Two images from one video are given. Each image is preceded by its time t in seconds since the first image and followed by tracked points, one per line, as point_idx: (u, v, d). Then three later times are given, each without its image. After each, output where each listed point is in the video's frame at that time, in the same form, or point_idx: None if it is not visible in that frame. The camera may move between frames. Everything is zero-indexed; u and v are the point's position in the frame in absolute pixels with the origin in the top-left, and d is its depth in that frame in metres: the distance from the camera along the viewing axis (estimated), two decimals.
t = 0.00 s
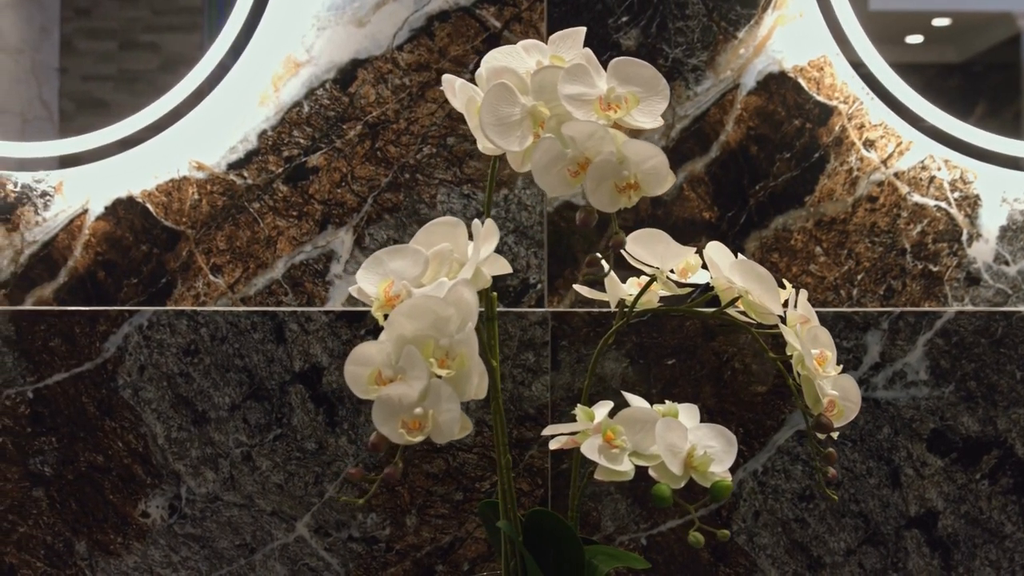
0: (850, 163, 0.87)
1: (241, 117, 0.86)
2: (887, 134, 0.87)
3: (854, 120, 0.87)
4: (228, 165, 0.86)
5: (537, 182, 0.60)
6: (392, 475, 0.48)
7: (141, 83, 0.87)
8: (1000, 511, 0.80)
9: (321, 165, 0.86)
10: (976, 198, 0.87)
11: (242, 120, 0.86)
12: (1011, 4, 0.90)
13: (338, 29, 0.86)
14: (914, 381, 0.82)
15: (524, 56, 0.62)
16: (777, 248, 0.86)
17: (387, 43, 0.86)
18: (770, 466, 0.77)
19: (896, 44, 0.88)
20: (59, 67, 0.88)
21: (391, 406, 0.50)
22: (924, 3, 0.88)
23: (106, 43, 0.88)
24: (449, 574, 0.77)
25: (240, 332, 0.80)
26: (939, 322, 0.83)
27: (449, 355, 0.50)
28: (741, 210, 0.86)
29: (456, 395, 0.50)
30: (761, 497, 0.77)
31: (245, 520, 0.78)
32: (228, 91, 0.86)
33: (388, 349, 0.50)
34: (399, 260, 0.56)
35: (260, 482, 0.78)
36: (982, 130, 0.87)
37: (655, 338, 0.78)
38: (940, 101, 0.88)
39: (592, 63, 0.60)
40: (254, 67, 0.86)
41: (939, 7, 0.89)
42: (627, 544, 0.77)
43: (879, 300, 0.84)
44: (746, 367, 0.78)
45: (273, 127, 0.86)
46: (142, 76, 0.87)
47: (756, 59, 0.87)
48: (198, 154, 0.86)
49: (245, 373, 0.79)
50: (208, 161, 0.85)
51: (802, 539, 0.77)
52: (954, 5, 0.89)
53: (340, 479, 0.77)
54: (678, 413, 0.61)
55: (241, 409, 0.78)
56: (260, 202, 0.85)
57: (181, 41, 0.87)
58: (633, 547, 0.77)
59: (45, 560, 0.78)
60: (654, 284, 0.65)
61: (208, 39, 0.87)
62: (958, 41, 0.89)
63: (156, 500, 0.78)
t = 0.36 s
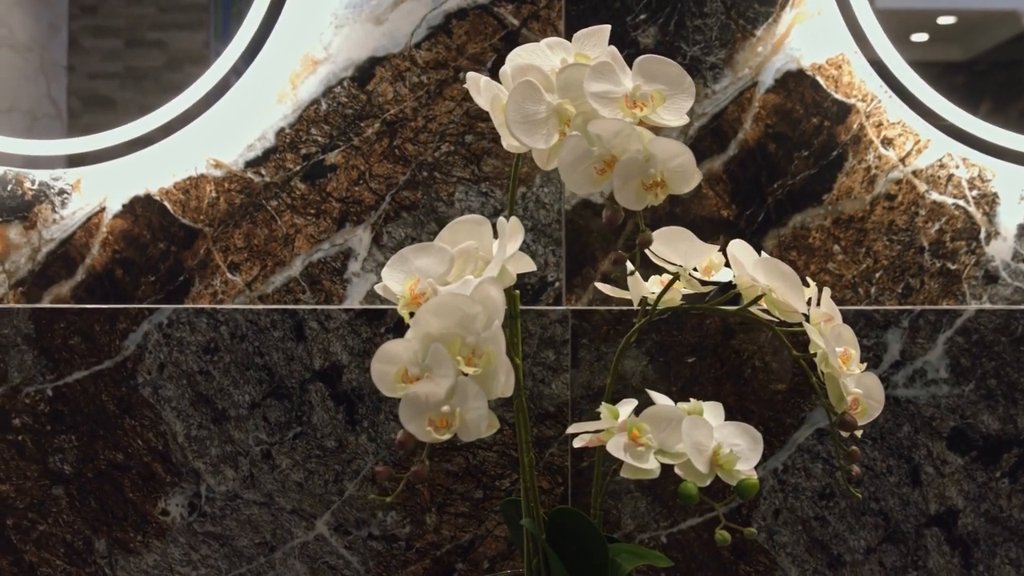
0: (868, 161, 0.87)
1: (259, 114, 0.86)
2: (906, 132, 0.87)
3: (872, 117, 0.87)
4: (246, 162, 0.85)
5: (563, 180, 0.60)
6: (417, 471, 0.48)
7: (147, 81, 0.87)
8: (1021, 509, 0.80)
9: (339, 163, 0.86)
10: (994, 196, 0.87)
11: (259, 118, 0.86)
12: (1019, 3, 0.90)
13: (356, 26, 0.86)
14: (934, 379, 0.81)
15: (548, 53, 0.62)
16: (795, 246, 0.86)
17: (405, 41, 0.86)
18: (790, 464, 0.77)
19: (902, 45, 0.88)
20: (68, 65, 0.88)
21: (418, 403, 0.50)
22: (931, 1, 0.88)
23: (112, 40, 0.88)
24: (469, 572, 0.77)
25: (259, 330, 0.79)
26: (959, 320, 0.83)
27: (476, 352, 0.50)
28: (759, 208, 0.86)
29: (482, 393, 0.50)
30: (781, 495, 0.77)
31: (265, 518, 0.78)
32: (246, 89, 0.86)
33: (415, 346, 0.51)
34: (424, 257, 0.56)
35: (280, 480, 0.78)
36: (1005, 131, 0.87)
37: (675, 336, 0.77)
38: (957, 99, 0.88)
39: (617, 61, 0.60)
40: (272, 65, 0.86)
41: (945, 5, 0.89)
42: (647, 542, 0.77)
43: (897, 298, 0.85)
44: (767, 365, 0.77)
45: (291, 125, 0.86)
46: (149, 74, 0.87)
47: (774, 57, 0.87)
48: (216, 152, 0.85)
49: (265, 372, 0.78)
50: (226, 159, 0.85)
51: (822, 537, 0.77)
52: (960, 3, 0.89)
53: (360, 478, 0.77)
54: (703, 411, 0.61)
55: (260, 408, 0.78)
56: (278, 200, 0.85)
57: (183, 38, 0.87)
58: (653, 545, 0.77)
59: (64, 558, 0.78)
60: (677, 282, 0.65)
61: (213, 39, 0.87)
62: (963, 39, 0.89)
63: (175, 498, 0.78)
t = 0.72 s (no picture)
0: (884, 157, 0.87)
1: (276, 111, 0.85)
2: (922, 128, 0.87)
3: (889, 114, 0.87)
4: (262, 159, 0.85)
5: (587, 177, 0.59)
6: (444, 468, 0.45)
7: (153, 78, 0.86)
8: None
9: (355, 160, 0.85)
10: (1011, 193, 0.87)
11: (274, 115, 0.85)
12: None
13: (373, 22, 0.86)
14: (953, 376, 0.82)
15: (570, 50, 0.60)
16: (812, 243, 0.86)
17: (421, 37, 0.86)
18: (808, 461, 0.78)
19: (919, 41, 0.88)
20: (74, 62, 0.87)
21: (441, 400, 0.47)
22: None
23: (118, 37, 0.87)
24: (487, 569, 0.77)
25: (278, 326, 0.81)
26: (977, 317, 0.84)
27: (501, 349, 0.48)
28: (775, 205, 0.86)
29: (508, 389, 0.48)
30: (799, 492, 0.78)
31: (283, 515, 0.79)
32: (263, 86, 0.85)
33: (439, 342, 0.49)
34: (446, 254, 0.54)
35: (298, 477, 0.79)
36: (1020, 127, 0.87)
37: (693, 333, 0.78)
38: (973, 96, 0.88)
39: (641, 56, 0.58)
40: (288, 61, 0.86)
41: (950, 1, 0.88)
42: (665, 539, 0.77)
43: (913, 295, 0.84)
44: (785, 362, 0.78)
45: (307, 121, 0.85)
46: (155, 70, 0.86)
47: (791, 54, 0.87)
48: (233, 148, 0.85)
49: (283, 368, 0.80)
50: (242, 156, 0.85)
51: (840, 534, 0.78)
52: None
53: (380, 474, 0.78)
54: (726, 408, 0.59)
55: (279, 405, 0.79)
56: (295, 196, 0.85)
57: (190, 34, 0.87)
58: (672, 542, 0.77)
59: (82, 555, 0.79)
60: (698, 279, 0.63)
61: (219, 34, 0.86)
62: (968, 37, 0.89)
63: (193, 495, 0.79)
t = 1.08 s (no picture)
0: (903, 152, 0.86)
1: (294, 105, 0.85)
2: (941, 123, 0.87)
3: (908, 109, 0.86)
4: (280, 153, 0.85)
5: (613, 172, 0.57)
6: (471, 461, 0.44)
7: (160, 73, 0.86)
8: None
9: (373, 154, 0.85)
10: None
11: (293, 110, 0.85)
12: None
13: (391, 16, 0.86)
14: (973, 371, 0.82)
15: (596, 44, 0.58)
16: (830, 238, 0.86)
17: (439, 31, 0.86)
18: (828, 456, 0.78)
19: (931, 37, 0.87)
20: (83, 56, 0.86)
21: (468, 395, 0.47)
22: None
23: (124, 31, 0.87)
24: (507, 563, 0.78)
25: (298, 321, 0.81)
26: (997, 312, 0.84)
27: (527, 344, 0.48)
28: (794, 199, 0.86)
29: (536, 384, 0.47)
30: (820, 486, 0.78)
31: (303, 509, 0.79)
32: (281, 80, 0.85)
33: (465, 336, 0.48)
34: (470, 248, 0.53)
35: (318, 471, 0.79)
36: None
37: (714, 327, 0.78)
38: (992, 90, 0.87)
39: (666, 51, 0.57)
40: (307, 56, 0.85)
41: None
42: (685, 534, 0.77)
43: (931, 289, 0.84)
44: (806, 356, 0.78)
45: (325, 115, 0.85)
46: (162, 65, 0.86)
47: (809, 48, 0.87)
48: (250, 143, 0.85)
49: (302, 362, 0.80)
50: (260, 150, 0.85)
51: (860, 529, 0.78)
52: None
53: (399, 469, 0.78)
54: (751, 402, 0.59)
55: (299, 399, 0.80)
56: (313, 191, 0.85)
57: (197, 29, 0.86)
58: (692, 537, 0.77)
59: (102, 549, 0.80)
60: (721, 274, 0.62)
61: (225, 30, 0.86)
62: (975, 32, 0.88)
63: (213, 490, 0.80)
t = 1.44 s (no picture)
0: (921, 149, 0.86)
1: (312, 102, 0.85)
2: (959, 120, 0.87)
3: (925, 106, 0.86)
4: (297, 150, 0.85)
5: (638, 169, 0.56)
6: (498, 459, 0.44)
7: (167, 70, 0.85)
8: None
9: (391, 151, 0.85)
10: None
11: (310, 107, 0.85)
12: None
13: (408, 14, 0.85)
14: (992, 368, 0.82)
15: (619, 41, 0.58)
16: (848, 235, 0.86)
17: (456, 28, 0.85)
18: (847, 453, 0.78)
19: (946, 34, 0.87)
20: (92, 54, 0.85)
21: (495, 391, 0.47)
22: None
23: (130, 29, 0.86)
24: (527, 561, 0.78)
25: (317, 318, 0.81)
26: (1016, 310, 0.84)
27: (553, 341, 0.47)
28: (812, 196, 0.86)
29: (563, 381, 0.47)
30: (840, 484, 0.78)
31: (322, 507, 0.79)
32: (299, 77, 0.85)
33: (491, 333, 0.48)
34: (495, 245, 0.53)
35: (338, 468, 0.79)
36: None
37: (733, 325, 0.78)
38: (1011, 87, 0.87)
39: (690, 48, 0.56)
40: (324, 53, 0.85)
41: None
42: (705, 531, 0.77)
43: (949, 287, 0.84)
44: (825, 354, 0.78)
45: (343, 112, 0.85)
46: (169, 62, 0.85)
47: (827, 45, 0.87)
48: (268, 139, 0.85)
49: (321, 359, 0.80)
50: (278, 147, 0.85)
51: (880, 526, 0.78)
52: None
53: (419, 466, 0.79)
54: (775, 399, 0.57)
55: (318, 396, 0.80)
56: (330, 188, 0.84)
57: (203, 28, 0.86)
58: (711, 534, 0.78)
59: (121, 546, 0.80)
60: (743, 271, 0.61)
61: (231, 26, 0.85)
62: (979, 30, 0.87)
63: (232, 487, 0.80)
